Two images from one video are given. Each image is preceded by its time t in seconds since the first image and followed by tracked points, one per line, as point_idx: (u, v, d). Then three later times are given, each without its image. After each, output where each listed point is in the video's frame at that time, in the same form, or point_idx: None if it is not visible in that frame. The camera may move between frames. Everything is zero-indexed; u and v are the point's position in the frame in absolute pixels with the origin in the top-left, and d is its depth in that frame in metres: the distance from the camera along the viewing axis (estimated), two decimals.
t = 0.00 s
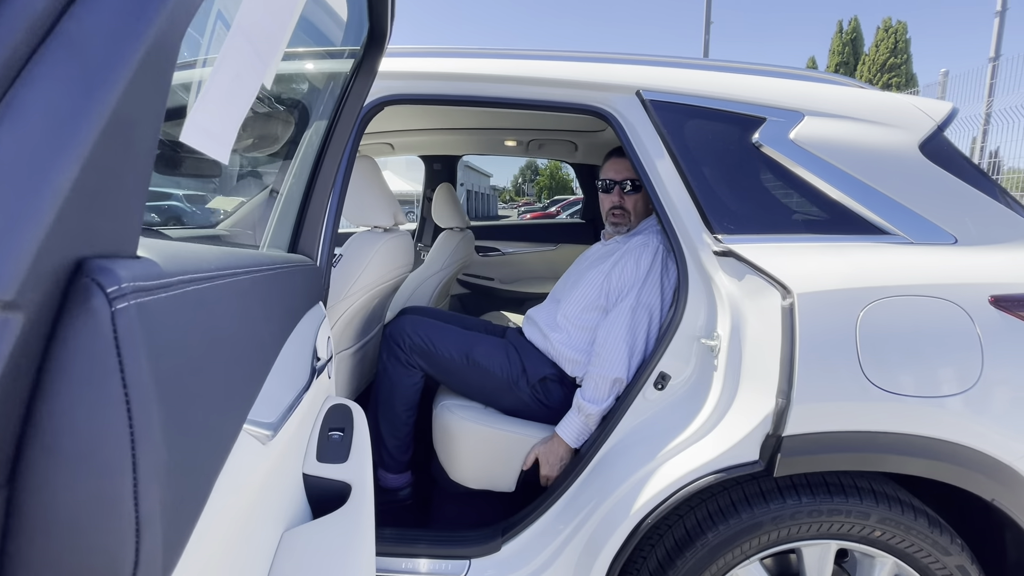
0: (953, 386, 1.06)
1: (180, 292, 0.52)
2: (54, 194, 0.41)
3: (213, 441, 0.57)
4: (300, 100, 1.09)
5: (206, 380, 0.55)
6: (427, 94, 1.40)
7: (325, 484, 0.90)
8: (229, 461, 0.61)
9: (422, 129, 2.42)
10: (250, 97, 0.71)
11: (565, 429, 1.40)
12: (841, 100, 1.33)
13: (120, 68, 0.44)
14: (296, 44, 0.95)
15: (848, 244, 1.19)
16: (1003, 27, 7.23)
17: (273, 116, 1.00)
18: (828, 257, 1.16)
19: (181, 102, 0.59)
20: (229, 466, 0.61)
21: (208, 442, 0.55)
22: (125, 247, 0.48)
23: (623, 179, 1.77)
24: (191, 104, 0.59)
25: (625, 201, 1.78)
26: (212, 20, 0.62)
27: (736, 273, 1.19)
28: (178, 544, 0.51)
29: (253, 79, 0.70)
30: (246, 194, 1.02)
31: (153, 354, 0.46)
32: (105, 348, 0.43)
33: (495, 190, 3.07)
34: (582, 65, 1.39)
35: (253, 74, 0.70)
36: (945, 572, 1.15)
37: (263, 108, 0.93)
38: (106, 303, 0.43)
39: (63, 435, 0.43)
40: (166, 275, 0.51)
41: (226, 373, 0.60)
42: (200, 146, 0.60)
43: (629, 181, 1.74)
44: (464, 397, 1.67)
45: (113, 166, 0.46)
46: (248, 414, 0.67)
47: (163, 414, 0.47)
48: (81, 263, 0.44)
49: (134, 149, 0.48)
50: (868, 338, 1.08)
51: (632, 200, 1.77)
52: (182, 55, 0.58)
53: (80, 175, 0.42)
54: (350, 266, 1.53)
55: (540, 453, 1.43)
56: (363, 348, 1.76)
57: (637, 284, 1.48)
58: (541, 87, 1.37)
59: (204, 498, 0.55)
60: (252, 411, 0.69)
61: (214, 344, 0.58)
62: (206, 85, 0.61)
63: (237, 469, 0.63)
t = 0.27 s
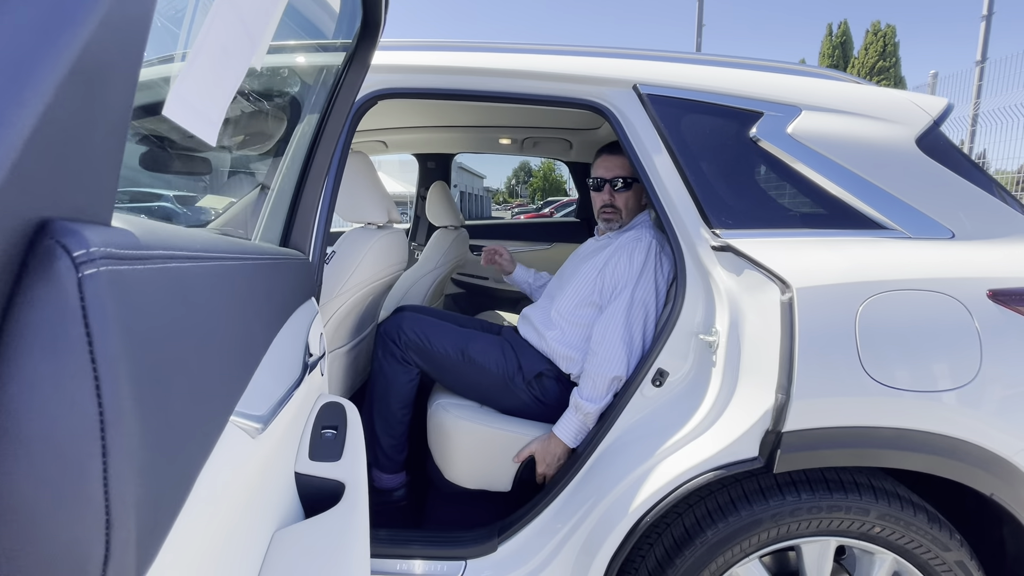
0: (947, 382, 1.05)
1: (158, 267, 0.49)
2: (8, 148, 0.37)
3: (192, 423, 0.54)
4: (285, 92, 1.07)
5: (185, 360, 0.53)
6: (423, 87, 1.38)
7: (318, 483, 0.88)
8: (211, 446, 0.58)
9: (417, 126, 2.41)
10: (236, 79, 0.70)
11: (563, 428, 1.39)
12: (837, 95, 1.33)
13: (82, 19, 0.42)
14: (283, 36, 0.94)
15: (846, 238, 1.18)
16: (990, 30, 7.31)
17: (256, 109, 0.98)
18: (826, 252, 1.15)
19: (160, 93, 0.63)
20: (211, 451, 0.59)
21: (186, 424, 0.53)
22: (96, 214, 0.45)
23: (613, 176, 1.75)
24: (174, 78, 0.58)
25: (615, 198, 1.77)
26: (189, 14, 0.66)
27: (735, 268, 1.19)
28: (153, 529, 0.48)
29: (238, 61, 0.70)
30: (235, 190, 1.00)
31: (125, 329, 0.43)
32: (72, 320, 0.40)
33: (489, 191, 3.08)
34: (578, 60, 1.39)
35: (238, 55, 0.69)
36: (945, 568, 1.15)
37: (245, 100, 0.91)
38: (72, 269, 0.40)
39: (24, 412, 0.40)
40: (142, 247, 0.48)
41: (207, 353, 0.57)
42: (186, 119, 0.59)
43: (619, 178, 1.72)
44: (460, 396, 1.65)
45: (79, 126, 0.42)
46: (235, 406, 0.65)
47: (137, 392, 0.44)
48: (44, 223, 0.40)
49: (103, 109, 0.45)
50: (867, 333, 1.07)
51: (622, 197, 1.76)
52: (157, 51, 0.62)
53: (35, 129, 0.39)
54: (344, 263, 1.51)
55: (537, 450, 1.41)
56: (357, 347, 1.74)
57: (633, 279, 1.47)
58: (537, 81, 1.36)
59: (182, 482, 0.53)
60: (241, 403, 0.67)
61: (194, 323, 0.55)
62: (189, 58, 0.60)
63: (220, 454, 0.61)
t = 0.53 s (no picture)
0: (938, 377, 1.05)
1: (141, 249, 0.48)
2: None
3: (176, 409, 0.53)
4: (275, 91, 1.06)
5: (168, 344, 0.52)
6: (416, 84, 1.38)
7: (310, 480, 0.87)
8: (196, 434, 0.57)
9: (410, 125, 2.40)
10: (226, 67, 0.69)
11: (558, 426, 1.38)
12: (830, 92, 1.33)
13: None
14: (275, 32, 0.93)
15: (839, 235, 1.19)
16: (977, 33, 7.39)
17: (246, 106, 0.97)
18: (819, 248, 1.16)
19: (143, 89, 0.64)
20: (196, 440, 0.57)
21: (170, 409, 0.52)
22: (77, 192, 0.44)
23: (595, 178, 1.75)
24: (162, 62, 0.57)
25: (601, 199, 1.77)
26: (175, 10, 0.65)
27: (729, 264, 1.19)
28: (134, 516, 0.47)
29: (228, 49, 0.69)
30: (227, 189, 0.99)
31: (105, 306, 0.42)
32: (50, 294, 0.39)
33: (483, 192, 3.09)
34: (573, 56, 1.38)
35: (228, 43, 0.69)
36: (938, 563, 1.15)
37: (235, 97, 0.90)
38: (49, 241, 0.39)
39: None
40: (124, 228, 0.47)
41: (192, 340, 0.56)
42: (171, 102, 0.58)
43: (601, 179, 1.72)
44: (454, 395, 1.64)
45: (61, 98, 0.41)
46: (224, 399, 0.64)
47: (117, 372, 0.43)
48: (20, 195, 0.39)
49: (86, 84, 0.43)
50: (861, 328, 1.07)
51: (607, 197, 1.76)
52: (144, 47, 0.61)
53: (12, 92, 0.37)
54: (337, 261, 1.50)
55: (533, 449, 1.41)
56: (351, 346, 1.73)
57: (628, 276, 1.47)
58: (531, 77, 1.36)
59: (165, 469, 0.51)
60: (229, 397, 0.66)
61: (179, 308, 0.54)
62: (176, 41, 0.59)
63: (206, 444, 0.60)
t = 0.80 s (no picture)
0: (928, 375, 1.07)
1: (142, 248, 0.48)
2: None
3: (178, 408, 0.53)
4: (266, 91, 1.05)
5: (169, 343, 0.52)
6: (412, 84, 1.38)
7: (307, 480, 0.87)
8: (197, 432, 0.57)
9: (405, 125, 2.40)
10: (223, 66, 0.70)
11: (554, 423, 1.39)
12: (821, 93, 1.35)
13: None
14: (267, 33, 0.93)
15: (831, 234, 1.20)
16: (967, 34, 7.46)
17: (239, 106, 0.97)
18: (812, 247, 1.17)
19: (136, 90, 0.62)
20: (197, 439, 0.58)
21: (172, 408, 0.52)
22: (79, 191, 0.44)
23: (592, 175, 1.76)
24: (159, 62, 0.57)
25: (600, 194, 1.77)
26: (171, 11, 0.64)
27: (723, 263, 1.20)
28: (137, 513, 0.47)
29: (225, 47, 0.69)
30: (220, 190, 0.99)
31: (109, 304, 0.42)
32: (54, 293, 0.39)
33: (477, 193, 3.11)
34: (568, 57, 1.39)
35: (224, 42, 0.69)
36: (929, 558, 1.17)
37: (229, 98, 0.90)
38: (52, 240, 0.39)
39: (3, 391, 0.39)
40: (126, 228, 0.47)
41: (193, 338, 0.57)
42: (169, 103, 0.58)
43: (599, 175, 1.74)
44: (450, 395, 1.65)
45: (61, 97, 0.41)
46: (223, 398, 0.65)
47: (121, 370, 0.44)
48: (23, 193, 0.39)
49: (86, 83, 0.43)
50: (853, 326, 1.08)
51: (606, 192, 1.76)
52: (137, 46, 0.61)
53: (14, 90, 0.37)
54: (332, 262, 1.50)
55: (529, 446, 1.42)
56: (346, 347, 1.73)
57: (623, 276, 1.47)
58: (526, 77, 1.36)
59: (168, 467, 0.52)
60: (228, 396, 0.66)
61: (180, 307, 0.54)
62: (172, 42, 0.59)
63: (206, 442, 0.60)
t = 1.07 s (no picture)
0: (921, 373, 1.08)
1: (143, 250, 0.49)
2: None
3: (179, 408, 0.53)
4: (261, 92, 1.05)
5: (170, 344, 0.52)
6: (407, 84, 1.38)
7: (304, 481, 0.87)
8: (198, 433, 0.57)
9: (401, 124, 2.40)
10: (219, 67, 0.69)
11: (554, 417, 1.40)
12: (815, 93, 1.36)
13: None
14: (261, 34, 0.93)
15: (825, 234, 1.21)
16: (957, 35, 7.51)
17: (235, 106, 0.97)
18: (806, 247, 1.18)
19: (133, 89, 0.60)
20: (197, 439, 0.58)
21: (173, 409, 0.52)
22: (80, 194, 0.44)
23: (594, 172, 1.77)
24: (156, 64, 0.57)
25: (601, 192, 1.78)
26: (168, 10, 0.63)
27: (718, 262, 1.20)
28: (141, 514, 0.47)
29: (221, 49, 0.69)
30: (214, 190, 0.99)
31: (111, 307, 0.43)
32: (56, 296, 0.39)
33: (472, 193, 3.07)
34: (564, 57, 1.39)
35: (220, 43, 0.68)
36: (922, 555, 1.18)
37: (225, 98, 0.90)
38: (55, 242, 0.39)
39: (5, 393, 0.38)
40: (127, 230, 0.47)
41: (194, 339, 0.57)
42: (166, 104, 0.58)
43: (601, 173, 1.74)
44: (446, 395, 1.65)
45: (64, 97, 0.41)
46: (223, 400, 0.65)
47: (123, 372, 0.44)
48: (26, 197, 0.39)
49: (86, 85, 0.43)
50: (846, 325, 1.09)
51: (608, 190, 1.77)
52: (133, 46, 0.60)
53: (15, 94, 0.37)
54: (328, 262, 1.49)
55: (528, 437, 1.42)
56: (342, 347, 1.73)
57: (619, 274, 1.48)
58: (522, 78, 1.37)
59: (169, 469, 0.52)
60: (226, 397, 0.66)
61: (180, 308, 0.54)
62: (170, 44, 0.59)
63: (205, 443, 0.60)
